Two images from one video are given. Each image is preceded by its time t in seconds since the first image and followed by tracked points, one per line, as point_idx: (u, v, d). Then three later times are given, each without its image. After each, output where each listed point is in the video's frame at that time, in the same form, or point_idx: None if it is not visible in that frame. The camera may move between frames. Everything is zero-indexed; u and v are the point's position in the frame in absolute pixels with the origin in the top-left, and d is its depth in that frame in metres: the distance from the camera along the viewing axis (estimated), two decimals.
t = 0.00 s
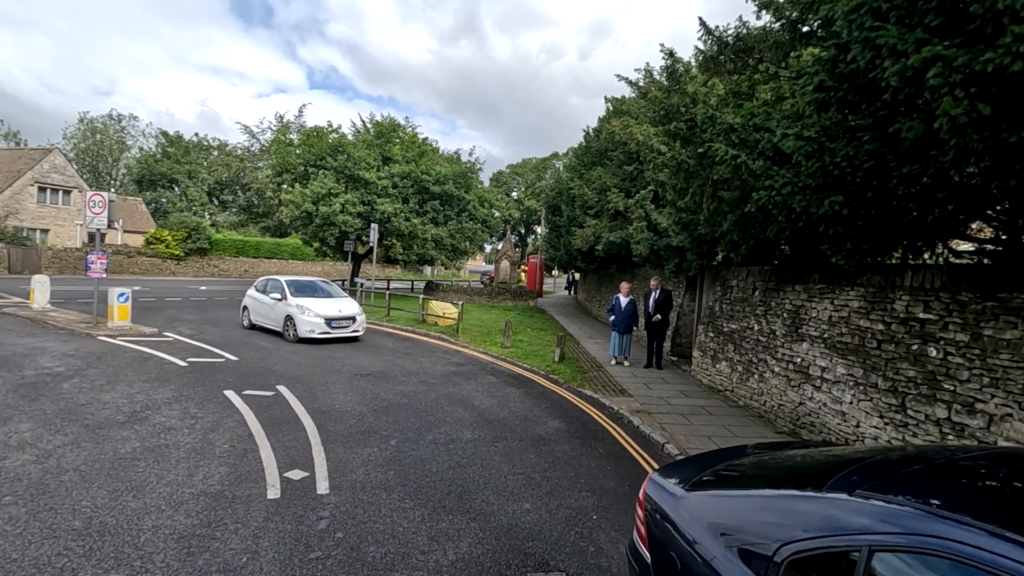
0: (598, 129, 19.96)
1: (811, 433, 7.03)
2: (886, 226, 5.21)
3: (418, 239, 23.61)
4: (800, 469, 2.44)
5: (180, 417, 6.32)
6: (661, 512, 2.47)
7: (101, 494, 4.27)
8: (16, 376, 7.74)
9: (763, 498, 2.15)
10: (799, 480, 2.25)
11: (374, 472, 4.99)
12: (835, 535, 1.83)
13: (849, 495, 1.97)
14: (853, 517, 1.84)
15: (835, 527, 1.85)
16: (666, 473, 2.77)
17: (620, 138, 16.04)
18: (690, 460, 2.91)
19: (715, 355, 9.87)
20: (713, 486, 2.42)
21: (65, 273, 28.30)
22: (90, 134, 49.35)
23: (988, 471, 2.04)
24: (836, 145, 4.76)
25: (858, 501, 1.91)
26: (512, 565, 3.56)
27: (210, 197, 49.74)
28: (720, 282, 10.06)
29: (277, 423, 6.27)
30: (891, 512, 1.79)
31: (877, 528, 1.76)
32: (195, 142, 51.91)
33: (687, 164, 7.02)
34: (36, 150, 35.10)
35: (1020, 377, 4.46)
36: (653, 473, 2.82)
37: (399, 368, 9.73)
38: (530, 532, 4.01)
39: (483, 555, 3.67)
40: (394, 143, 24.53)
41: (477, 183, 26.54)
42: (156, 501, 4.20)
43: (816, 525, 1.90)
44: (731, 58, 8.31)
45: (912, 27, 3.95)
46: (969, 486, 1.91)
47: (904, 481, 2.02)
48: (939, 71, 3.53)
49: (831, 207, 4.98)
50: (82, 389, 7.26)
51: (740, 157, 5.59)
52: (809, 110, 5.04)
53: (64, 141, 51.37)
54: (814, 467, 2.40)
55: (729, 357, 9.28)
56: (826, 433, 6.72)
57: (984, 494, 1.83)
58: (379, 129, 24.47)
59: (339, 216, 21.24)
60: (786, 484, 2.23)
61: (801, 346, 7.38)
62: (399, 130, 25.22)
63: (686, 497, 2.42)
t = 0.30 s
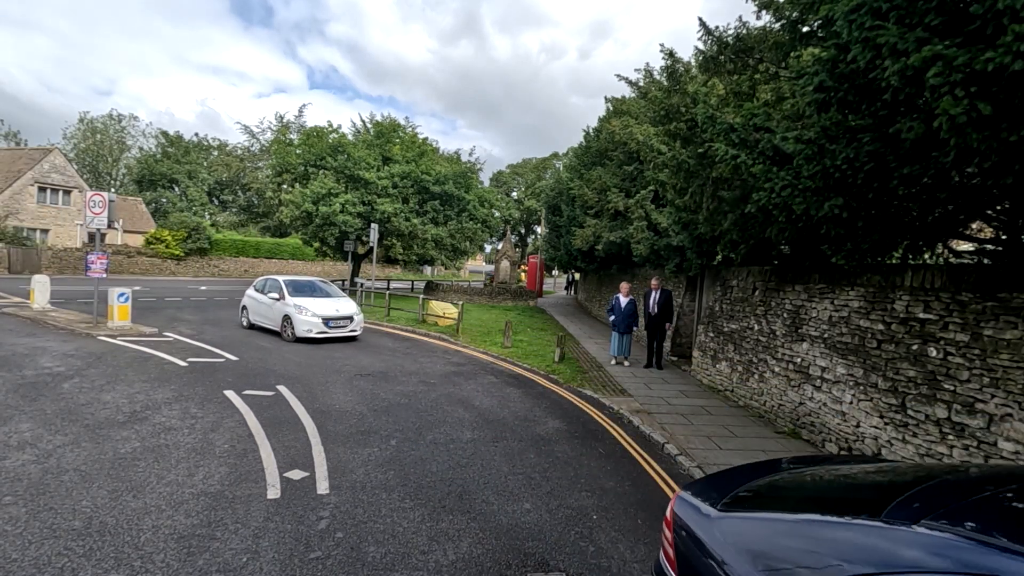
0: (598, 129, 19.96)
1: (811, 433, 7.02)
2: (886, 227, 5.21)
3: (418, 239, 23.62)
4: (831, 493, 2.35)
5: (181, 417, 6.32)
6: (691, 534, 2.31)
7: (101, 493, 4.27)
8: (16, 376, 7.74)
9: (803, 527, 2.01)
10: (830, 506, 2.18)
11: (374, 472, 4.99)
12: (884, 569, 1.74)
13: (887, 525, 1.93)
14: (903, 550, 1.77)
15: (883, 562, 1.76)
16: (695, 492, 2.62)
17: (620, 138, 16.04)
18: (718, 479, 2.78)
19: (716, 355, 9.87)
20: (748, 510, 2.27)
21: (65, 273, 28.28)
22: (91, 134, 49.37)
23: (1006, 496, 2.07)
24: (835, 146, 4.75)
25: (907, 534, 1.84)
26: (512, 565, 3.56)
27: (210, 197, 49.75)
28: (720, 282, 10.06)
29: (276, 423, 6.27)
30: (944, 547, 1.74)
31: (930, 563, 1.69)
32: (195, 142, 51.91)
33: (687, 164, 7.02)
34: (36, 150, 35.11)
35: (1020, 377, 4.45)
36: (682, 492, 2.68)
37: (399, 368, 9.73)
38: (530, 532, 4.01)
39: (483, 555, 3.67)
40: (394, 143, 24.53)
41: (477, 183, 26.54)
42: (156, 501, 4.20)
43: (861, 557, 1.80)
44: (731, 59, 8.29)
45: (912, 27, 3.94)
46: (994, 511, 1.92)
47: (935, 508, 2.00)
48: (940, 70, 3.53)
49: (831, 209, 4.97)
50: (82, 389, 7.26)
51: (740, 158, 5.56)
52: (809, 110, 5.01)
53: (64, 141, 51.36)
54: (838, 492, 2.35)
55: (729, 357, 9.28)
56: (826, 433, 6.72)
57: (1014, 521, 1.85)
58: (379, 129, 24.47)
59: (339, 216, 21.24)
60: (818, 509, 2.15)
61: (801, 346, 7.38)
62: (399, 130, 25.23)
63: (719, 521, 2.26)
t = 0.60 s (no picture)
0: (598, 129, 19.97)
1: (811, 434, 7.03)
2: (886, 227, 5.22)
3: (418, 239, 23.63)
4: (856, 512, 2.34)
5: (180, 417, 6.32)
6: (718, 551, 2.35)
7: (101, 493, 4.27)
8: (16, 376, 7.74)
9: (828, 552, 2.02)
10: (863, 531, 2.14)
11: (374, 472, 4.99)
12: None
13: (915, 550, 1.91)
14: None
15: None
16: (724, 508, 2.65)
17: (620, 138, 16.04)
18: (748, 496, 2.79)
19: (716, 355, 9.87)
20: (776, 529, 2.29)
21: (66, 273, 28.29)
22: (91, 134, 49.40)
23: None
24: (835, 146, 4.75)
25: (950, 566, 1.79)
26: (512, 565, 3.56)
27: (210, 197, 49.77)
28: (720, 282, 10.05)
29: (276, 423, 6.27)
30: None
31: None
32: (195, 142, 51.94)
33: (687, 164, 7.03)
34: (36, 151, 35.14)
35: (1020, 377, 4.45)
36: (711, 506, 2.71)
37: (399, 368, 9.73)
38: (530, 532, 4.00)
39: (483, 555, 3.66)
40: (394, 143, 24.55)
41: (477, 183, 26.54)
42: (156, 501, 4.20)
43: None
44: (731, 59, 8.28)
45: (912, 28, 3.95)
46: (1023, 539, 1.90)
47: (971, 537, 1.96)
48: (938, 72, 3.53)
49: (831, 209, 4.97)
50: (83, 389, 7.26)
51: (740, 158, 5.57)
52: (810, 111, 5.02)
53: (64, 142, 51.40)
54: (864, 514, 2.31)
55: (729, 357, 9.28)
56: (826, 433, 6.72)
57: None
58: (379, 129, 24.48)
59: (339, 216, 21.23)
60: (853, 534, 2.12)
61: (801, 346, 7.38)
62: (399, 130, 25.25)
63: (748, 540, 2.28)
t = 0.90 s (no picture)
0: (598, 129, 19.96)
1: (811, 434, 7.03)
2: (886, 227, 5.21)
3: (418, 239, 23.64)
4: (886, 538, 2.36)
5: (180, 417, 6.32)
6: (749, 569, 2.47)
7: (102, 493, 4.28)
8: (16, 376, 7.74)
9: None
10: (888, 561, 2.16)
11: (374, 472, 4.99)
12: None
13: None
14: None
15: None
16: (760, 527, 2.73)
17: (620, 138, 16.03)
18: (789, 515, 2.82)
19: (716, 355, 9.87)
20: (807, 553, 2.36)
21: (66, 272, 28.29)
22: (91, 134, 49.42)
23: None
24: (835, 146, 4.76)
25: None
26: (512, 565, 3.56)
27: (210, 197, 49.77)
28: (720, 282, 10.05)
29: (276, 423, 6.27)
30: None
31: None
32: (195, 142, 51.95)
33: (687, 164, 7.04)
34: (36, 151, 35.15)
35: (1020, 377, 4.44)
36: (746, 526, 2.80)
37: (399, 368, 9.72)
38: (530, 532, 4.01)
39: (483, 555, 3.66)
40: (394, 143, 24.55)
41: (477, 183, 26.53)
42: (156, 501, 4.20)
43: None
44: (731, 59, 8.25)
45: (912, 29, 3.94)
46: None
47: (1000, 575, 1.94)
48: (937, 75, 3.54)
49: (830, 208, 4.98)
50: (82, 389, 7.26)
51: (740, 157, 5.58)
52: (810, 111, 5.03)
53: (64, 142, 51.41)
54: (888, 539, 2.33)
55: (729, 357, 9.28)
56: (826, 433, 6.72)
57: None
58: (379, 129, 24.49)
59: (339, 216, 21.21)
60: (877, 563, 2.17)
61: (801, 346, 7.38)
62: (399, 130, 25.26)
63: (770, 570, 2.37)
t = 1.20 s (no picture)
0: (598, 129, 19.96)
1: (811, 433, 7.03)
2: (886, 227, 5.21)
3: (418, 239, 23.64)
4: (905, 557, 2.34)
5: (180, 417, 6.32)
6: None
7: (102, 493, 4.28)
8: (16, 376, 7.74)
9: None
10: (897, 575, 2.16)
11: (374, 472, 4.99)
12: None
13: None
14: None
15: None
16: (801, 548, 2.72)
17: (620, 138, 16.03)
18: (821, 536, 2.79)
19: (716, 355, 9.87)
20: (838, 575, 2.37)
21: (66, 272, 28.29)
22: (91, 134, 49.44)
23: None
24: (835, 146, 4.76)
25: None
26: (513, 565, 3.56)
27: (210, 197, 49.77)
28: (720, 283, 10.05)
29: (276, 423, 6.27)
30: None
31: None
32: (195, 142, 51.96)
33: (687, 164, 7.05)
34: (36, 150, 35.16)
35: (1020, 377, 4.44)
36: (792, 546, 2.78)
37: (399, 368, 9.72)
38: (531, 532, 4.01)
39: (484, 555, 3.66)
40: (394, 143, 24.56)
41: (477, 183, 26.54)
42: (156, 501, 4.20)
43: None
44: (731, 59, 8.25)
45: (912, 28, 3.94)
46: None
47: None
48: (938, 74, 3.54)
49: (830, 208, 4.98)
50: (82, 389, 7.26)
51: (740, 158, 5.58)
52: (809, 111, 5.04)
53: (65, 142, 51.46)
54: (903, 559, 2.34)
55: (729, 357, 9.28)
56: (826, 433, 6.72)
57: None
58: (379, 129, 24.49)
59: (339, 216, 21.20)
60: None
61: (801, 346, 7.38)
62: (399, 130, 25.27)
63: None
